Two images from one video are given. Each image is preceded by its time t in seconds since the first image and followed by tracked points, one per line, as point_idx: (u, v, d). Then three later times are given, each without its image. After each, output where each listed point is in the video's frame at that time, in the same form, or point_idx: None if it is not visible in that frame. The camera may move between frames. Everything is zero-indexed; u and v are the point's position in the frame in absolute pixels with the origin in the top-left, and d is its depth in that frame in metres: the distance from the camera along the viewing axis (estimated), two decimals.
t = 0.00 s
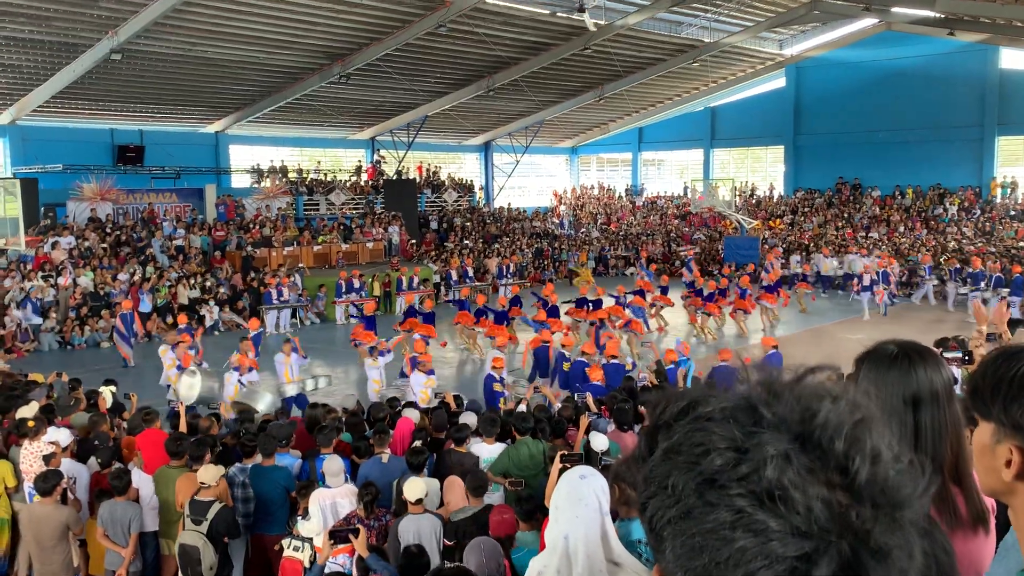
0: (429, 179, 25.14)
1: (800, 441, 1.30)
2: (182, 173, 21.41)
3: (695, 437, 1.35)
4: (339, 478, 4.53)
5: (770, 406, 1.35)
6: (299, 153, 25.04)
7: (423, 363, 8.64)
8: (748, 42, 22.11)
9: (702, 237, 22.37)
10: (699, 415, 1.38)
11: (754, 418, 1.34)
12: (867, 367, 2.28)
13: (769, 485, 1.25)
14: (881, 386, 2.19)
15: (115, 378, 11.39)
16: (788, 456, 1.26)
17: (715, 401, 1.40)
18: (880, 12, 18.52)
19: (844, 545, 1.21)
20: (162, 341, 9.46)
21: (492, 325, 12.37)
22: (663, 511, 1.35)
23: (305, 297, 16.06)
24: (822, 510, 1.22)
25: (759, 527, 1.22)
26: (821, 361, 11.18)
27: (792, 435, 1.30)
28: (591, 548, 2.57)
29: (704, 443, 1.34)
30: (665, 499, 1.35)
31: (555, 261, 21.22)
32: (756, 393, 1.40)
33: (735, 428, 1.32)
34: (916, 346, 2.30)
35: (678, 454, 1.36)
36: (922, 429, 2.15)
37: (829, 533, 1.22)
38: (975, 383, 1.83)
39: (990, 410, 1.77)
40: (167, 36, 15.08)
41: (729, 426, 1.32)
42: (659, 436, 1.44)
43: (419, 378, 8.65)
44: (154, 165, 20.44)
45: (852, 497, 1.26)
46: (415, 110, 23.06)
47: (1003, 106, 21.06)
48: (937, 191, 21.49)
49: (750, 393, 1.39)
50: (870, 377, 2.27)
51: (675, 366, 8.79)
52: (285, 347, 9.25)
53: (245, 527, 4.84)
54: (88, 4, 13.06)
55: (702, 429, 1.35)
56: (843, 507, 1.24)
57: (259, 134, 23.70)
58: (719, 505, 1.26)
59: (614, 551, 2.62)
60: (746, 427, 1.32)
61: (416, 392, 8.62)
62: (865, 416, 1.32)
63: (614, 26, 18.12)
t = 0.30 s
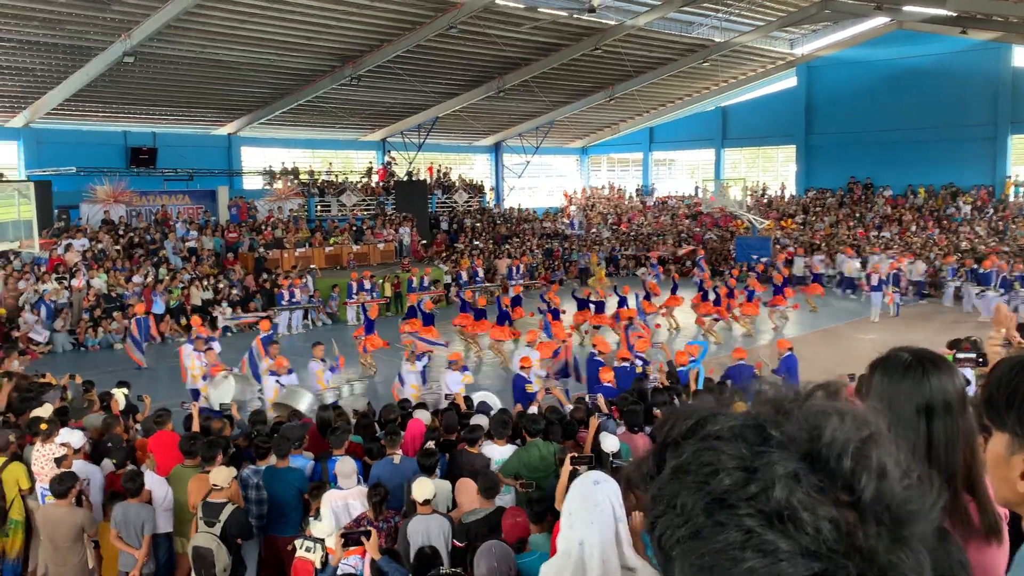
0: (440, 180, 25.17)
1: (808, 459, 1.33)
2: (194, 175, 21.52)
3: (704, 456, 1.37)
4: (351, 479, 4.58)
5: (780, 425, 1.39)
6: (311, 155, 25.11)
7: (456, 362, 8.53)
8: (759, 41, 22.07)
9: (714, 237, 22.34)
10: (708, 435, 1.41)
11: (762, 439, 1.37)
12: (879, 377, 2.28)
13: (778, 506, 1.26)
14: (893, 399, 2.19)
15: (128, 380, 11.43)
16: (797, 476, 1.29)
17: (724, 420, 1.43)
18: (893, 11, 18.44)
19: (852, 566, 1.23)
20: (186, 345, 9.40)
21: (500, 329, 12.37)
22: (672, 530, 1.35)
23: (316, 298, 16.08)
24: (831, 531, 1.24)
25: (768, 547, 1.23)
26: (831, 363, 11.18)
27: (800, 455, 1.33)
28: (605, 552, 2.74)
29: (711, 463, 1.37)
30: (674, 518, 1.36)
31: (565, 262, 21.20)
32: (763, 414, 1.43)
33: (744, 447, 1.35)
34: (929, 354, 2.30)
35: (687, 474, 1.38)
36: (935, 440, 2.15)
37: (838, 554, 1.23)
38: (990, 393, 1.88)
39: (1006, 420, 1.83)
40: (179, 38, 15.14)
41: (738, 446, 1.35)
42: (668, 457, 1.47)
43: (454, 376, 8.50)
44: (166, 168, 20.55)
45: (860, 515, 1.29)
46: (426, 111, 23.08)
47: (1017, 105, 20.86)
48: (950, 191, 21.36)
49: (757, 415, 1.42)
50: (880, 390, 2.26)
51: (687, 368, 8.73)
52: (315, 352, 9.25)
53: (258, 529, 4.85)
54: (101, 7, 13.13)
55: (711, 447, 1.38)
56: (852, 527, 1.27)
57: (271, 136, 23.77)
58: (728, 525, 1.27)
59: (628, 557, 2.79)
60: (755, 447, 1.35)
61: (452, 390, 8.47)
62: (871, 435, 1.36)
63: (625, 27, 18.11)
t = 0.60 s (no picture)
0: (446, 178, 25.21)
1: (820, 458, 1.30)
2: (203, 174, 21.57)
3: (712, 453, 1.35)
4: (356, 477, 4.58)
5: (791, 422, 1.36)
6: (318, 152, 25.17)
7: (483, 358, 8.47)
8: (768, 41, 22.02)
9: (721, 237, 22.34)
10: (717, 432, 1.38)
11: (772, 435, 1.34)
12: (888, 376, 2.26)
13: (789, 504, 1.24)
14: (902, 400, 2.17)
15: (133, 375, 11.47)
16: (808, 474, 1.26)
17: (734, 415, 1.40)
18: (903, 11, 18.41)
19: (861, 566, 1.22)
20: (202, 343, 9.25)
21: (500, 328, 12.23)
22: (680, 529, 1.33)
23: (322, 296, 16.09)
24: (842, 530, 1.22)
25: (779, 547, 1.21)
26: (835, 364, 11.16)
27: (811, 453, 1.30)
28: (613, 551, 2.70)
29: (721, 461, 1.34)
30: (681, 516, 1.34)
31: (572, 261, 21.23)
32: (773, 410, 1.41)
33: (754, 444, 1.32)
34: (940, 354, 2.28)
35: (694, 472, 1.36)
36: (943, 442, 2.14)
37: (848, 554, 1.22)
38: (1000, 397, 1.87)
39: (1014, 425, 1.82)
40: (185, 34, 15.19)
41: (747, 443, 1.33)
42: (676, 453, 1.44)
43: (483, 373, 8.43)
44: (174, 164, 20.61)
45: (871, 516, 1.27)
46: (433, 109, 23.11)
47: None
48: (958, 192, 21.32)
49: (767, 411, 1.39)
50: (890, 389, 2.25)
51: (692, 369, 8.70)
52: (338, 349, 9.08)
53: (262, 525, 4.89)
54: (110, 3, 13.22)
55: (721, 443, 1.35)
56: (862, 526, 1.24)
57: (278, 133, 23.84)
58: (737, 525, 1.25)
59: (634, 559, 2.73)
60: (765, 443, 1.33)
61: (481, 387, 8.40)
62: (887, 434, 1.33)
63: (633, 26, 18.13)
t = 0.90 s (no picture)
0: (441, 167, 24.97)
1: (832, 466, 1.51)
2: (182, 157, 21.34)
3: (717, 462, 1.54)
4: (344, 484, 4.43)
5: (801, 432, 1.57)
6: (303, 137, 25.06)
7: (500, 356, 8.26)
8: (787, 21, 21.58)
9: (734, 230, 22.08)
10: (722, 440, 1.59)
11: (780, 444, 1.55)
12: (906, 379, 2.12)
13: (799, 515, 1.43)
14: (921, 409, 2.03)
15: (104, 374, 11.30)
16: (818, 484, 1.46)
17: (741, 424, 1.61)
18: None
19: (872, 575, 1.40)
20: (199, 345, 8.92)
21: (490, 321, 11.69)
22: (683, 540, 1.51)
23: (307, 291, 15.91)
24: (853, 542, 1.41)
25: (786, 559, 1.40)
26: (853, 366, 11.03)
27: (823, 462, 1.51)
28: (614, 566, 2.78)
29: (726, 468, 1.54)
30: (684, 527, 1.52)
31: (574, 254, 21.02)
32: (782, 417, 1.61)
33: (762, 454, 1.52)
34: (960, 355, 2.13)
35: (698, 480, 1.55)
36: (964, 451, 2.02)
37: (860, 565, 1.41)
38: None
39: None
40: (160, 11, 14.96)
41: (754, 453, 1.52)
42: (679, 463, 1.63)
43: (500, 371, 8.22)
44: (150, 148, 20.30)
45: (882, 526, 1.47)
46: (430, 92, 22.98)
47: None
48: (986, 185, 21.20)
49: (776, 419, 1.60)
50: (907, 393, 2.10)
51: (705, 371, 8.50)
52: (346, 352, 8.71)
53: (241, 535, 4.75)
54: None
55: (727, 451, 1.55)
56: (874, 538, 1.44)
57: (260, 116, 23.87)
58: (744, 536, 1.44)
59: None
60: (774, 452, 1.53)
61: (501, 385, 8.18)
62: (899, 442, 1.54)
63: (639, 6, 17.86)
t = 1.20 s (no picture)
0: (426, 143, 23.81)
1: (870, 478, 1.36)
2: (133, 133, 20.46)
3: (740, 474, 1.41)
4: (314, 506, 4.26)
5: (832, 439, 1.43)
6: (266, 108, 23.82)
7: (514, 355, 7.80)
8: None
9: (760, 216, 21.23)
10: (746, 450, 1.46)
11: (812, 454, 1.41)
12: (952, 381, 1.79)
13: (834, 534, 1.29)
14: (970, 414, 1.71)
15: (40, 382, 10.76)
16: (856, 498, 1.32)
17: (762, 432, 1.49)
18: None
19: None
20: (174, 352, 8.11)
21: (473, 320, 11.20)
22: (699, 562, 1.37)
23: (272, 285, 14.98)
24: (896, 565, 1.27)
25: None
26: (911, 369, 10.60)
27: (858, 474, 1.36)
28: None
29: (748, 481, 1.40)
30: (701, 548, 1.38)
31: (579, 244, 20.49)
32: (813, 425, 1.47)
33: (790, 463, 1.39)
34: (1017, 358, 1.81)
35: (717, 495, 1.41)
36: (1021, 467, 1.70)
37: None
38: None
39: None
40: None
41: (780, 462, 1.39)
42: (699, 474, 1.51)
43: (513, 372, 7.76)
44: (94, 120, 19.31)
45: (926, 548, 1.32)
46: (415, 56, 21.49)
47: None
48: None
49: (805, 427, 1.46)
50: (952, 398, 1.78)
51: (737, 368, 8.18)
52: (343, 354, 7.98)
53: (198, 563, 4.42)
54: None
55: (751, 462, 1.41)
56: (919, 559, 1.30)
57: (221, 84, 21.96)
58: (771, 558, 1.29)
59: None
60: (802, 463, 1.39)
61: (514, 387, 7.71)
62: (939, 450, 1.39)
63: None
